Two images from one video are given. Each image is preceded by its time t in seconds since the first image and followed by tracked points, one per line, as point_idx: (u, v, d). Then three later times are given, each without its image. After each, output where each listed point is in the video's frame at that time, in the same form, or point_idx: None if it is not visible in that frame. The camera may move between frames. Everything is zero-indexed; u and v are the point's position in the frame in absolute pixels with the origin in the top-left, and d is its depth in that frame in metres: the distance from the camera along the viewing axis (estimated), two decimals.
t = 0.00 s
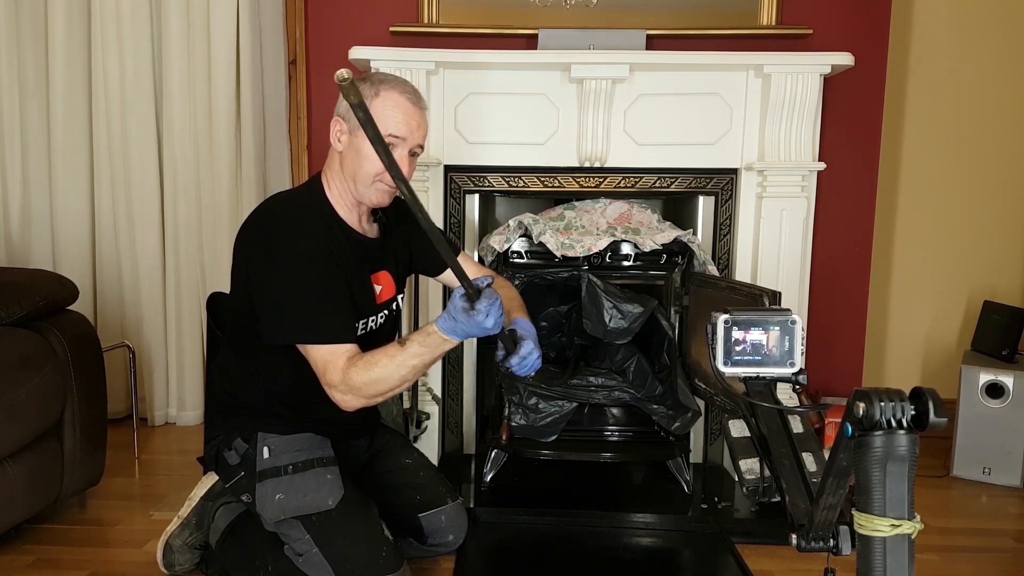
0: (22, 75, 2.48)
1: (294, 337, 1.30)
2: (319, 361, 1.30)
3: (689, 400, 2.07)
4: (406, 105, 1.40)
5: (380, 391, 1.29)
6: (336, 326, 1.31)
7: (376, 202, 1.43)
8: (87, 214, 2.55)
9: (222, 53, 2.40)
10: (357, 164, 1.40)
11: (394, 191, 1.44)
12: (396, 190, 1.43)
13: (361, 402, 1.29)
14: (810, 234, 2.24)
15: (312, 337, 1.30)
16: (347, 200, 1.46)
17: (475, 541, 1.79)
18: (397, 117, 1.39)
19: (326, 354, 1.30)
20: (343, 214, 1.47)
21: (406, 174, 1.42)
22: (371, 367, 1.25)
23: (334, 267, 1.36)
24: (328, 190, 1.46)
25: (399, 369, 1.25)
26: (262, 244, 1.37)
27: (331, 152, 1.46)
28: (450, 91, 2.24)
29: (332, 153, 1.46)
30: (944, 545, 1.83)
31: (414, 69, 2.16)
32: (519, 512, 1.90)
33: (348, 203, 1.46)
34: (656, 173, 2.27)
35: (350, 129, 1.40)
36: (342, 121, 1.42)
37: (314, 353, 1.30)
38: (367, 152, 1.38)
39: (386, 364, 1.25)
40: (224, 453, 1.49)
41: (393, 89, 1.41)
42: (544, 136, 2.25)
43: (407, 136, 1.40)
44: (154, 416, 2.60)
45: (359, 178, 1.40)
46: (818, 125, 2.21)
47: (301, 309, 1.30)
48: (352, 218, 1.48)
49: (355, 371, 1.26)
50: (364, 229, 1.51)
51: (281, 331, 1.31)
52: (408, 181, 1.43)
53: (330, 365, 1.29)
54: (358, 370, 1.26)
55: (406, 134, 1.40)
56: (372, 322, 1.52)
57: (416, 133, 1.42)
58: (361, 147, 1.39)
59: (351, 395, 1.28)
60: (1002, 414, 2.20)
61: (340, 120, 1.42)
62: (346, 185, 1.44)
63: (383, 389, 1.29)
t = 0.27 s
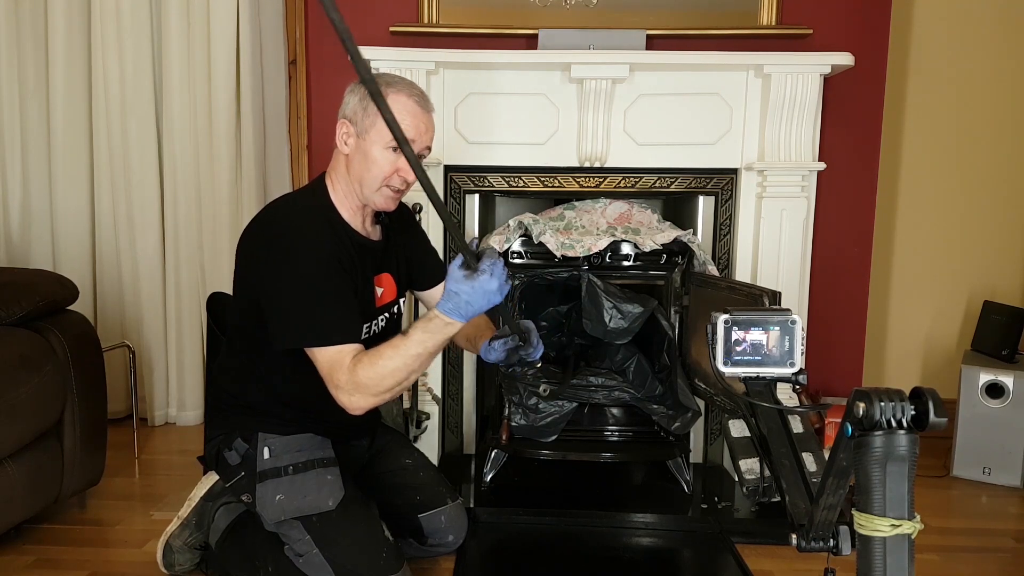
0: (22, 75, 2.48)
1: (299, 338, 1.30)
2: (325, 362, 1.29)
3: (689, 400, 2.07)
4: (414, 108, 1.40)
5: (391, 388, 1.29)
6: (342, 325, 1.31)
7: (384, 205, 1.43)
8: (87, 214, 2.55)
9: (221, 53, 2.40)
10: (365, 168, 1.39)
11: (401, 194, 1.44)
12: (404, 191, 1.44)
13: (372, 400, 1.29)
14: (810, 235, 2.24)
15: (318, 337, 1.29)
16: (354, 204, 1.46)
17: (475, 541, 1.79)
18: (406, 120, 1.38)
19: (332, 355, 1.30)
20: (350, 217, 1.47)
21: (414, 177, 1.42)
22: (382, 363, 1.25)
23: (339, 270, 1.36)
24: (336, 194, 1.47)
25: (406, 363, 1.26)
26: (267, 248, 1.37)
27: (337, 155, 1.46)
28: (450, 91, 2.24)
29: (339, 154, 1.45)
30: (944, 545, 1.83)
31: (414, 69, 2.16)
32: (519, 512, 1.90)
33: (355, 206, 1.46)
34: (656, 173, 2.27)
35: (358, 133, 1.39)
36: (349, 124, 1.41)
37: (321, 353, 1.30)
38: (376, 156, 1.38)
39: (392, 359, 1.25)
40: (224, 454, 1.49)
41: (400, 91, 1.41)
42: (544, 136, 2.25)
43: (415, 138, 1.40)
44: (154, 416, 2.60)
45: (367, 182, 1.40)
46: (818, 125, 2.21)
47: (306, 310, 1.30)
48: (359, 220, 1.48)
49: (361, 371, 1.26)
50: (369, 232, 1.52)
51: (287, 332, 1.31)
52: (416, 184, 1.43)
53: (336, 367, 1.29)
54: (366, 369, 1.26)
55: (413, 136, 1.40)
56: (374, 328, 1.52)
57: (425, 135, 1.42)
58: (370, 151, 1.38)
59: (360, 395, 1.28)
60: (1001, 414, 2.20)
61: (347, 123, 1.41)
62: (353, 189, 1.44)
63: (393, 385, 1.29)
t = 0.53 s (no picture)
0: (22, 75, 2.48)
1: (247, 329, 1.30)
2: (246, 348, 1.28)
3: (689, 400, 2.08)
4: (418, 113, 1.40)
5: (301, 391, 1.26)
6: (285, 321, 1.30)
7: (383, 206, 1.44)
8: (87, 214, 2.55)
9: (222, 53, 2.40)
10: (366, 169, 1.40)
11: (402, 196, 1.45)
12: (404, 195, 1.44)
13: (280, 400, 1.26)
14: (810, 235, 2.24)
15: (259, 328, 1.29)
16: (353, 203, 1.46)
17: (475, 542, 1.79)
18: (408, 125, 1.38)
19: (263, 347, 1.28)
20: (348, 215, 1.48)
21: (415, 181, 1.43)
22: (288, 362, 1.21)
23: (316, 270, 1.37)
24: (335, 192, 1.47)
25: (321, 365, 1.20)
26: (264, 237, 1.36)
27: (340, 154, 1.47)
28: (450, 91, 2.24)
29: (343, 154, 1.46)
30: (944, 545, 1.83)
31: (414, 69, 2.16)
32: (519, 512, 1.90)
33: (354, 206, 1.47)
34: (656, 173, 2.27)
35: (361, 134, 1.41)
36: (353, 124, 1.42)
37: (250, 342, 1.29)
38: (377, 158, 1.39)
39: (298, 357, 1.21)
40: (223, 455, 1.49)
41: (405, 95, 1.40)
42: (544, 136, 2.25)
43: (417, 144, 1.40)
44: (154, 416, 2.60)
45: (367, 183, 1.41)
46: (818, 125, 2.21)
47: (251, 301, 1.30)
48: (357, 220, 1.49)
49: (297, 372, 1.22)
50: (369, 232, 1.52)
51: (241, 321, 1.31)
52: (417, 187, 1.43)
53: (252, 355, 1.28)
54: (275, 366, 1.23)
55: (416, 141, 1.40)
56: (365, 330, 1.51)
57: (427, 141, 1.42)
58: (371, 152, 1.39)
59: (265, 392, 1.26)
60: (1001, 414, 2.20)
61: (352, 124, 1.42)
62: (353, 188, 1.44)
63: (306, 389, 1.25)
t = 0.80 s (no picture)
0: (21, 75, 2.48)
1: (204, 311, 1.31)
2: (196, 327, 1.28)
3: (689, 400, 2.08)
4: (414, 112, 1.40)
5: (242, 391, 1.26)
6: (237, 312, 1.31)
7: (375, 204, 1.44)
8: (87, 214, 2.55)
9: (222, 53, 2.40)
10: (358, 166, 1.40)
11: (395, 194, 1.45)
12: (396, 194, 1.43)
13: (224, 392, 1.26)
14: (810, 235, 2.24)
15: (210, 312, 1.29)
16: (345, 200, 1.46)
17: (475, 542, 1.79)
18: (404, 123, 1.39)
19: (213, 334, 1.28)
20: (339, 211, 1.48)
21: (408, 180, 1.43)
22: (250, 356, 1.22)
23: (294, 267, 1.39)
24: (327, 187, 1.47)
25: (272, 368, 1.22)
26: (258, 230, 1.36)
27: (334, 150, 1.47)
28: (450, 90, 2.24)
29: (337, 150, 1.46)
30: (944, 545, 1.83)
31: (414, 69, 2.16)
32: (519, 512, 1.90)
33: (346, 202, 1.46)
34: (656, 173, 2.27)
35: (356, 130, 1.41)
36: (349, 120, 1.42)
37: (200, 323, 1.29)
38: (371, 155, 1.39)
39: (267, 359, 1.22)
40: (220, 457, 1.48)
41: (403, 94, 1.41)
42: (544, 136, 2.25)
43: (412, 144, 1.40)
44: (154, 416, 2.60)
45: (359, 180, 1.41)
46: (818, 125, 2.21)
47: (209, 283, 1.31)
48: (348, 218, 1.48)
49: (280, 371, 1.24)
50: (361, 230, 1.51)
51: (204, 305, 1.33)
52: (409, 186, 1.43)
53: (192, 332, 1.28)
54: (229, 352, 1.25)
55: (412, 140, 1.40)
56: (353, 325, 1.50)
57: (422, 140, 1.42)
58: (366, 149, 1.39)
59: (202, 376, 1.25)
60: (1001, 414, 2.20)
61: (347, 119, 1.42)
62: (345, 185, 1.44)
63: (258, 380, 1.24)
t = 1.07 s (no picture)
0: (21, 74, 2.48)
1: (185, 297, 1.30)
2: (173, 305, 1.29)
3: (689, 400, 2.08)
4: (414, 112, 1.44)
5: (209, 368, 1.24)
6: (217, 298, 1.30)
7: (373, 201, 1.47)
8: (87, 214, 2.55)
9: (222, 53, 2.40)
10: (360, 165, 1.42)
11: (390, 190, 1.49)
12: (393, 190, 1.47)
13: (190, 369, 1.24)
14: (810, 235, 2.24)
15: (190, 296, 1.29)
16: (340, 197, 1.47)
17: (475, 542, 1.79)
18: (406, 123, 1.42)
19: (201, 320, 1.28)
20: (332, 208, 1.48)
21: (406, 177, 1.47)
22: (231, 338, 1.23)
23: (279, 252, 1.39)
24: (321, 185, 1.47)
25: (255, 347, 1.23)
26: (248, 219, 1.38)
27: (327, 147, 1.46)
28: (450, 90, 2.24)
29: (330, 148, 1.45)
30: (944, 545, 1.83)
31: (414, 69, 2.16)
32: (519, 512, 1.90)
33: (341, 199, 1.47)
34: (656, 173, 2.27)
35: (357, 130, 1.42)
36: (347, 119, 1.42)
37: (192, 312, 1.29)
38: (373, 155, 1.41)
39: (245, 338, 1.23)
40: (216, 459, 1.48)
41: (401, 93, 1.43)
42: (544, 136, 2.25)
43: (413, 142, 1.44)
44: (154, 416, 2.60)
45: (361, 179, 1.42)
46: (818, 125, 2.21)
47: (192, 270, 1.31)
48: (342, 214, 1.49)
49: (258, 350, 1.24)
50: (351, 225, 1.53)
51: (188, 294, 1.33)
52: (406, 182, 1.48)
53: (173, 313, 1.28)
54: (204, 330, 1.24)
55: (413, 139, 1.44)
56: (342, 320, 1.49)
57: (421, 139, 1.46)
58: (368, 148, 1.41)
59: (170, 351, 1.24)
60: (1001, 414, 2.20)
61: (344, 118, 1.42)
62: (342, 182, 1.45)
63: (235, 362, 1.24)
